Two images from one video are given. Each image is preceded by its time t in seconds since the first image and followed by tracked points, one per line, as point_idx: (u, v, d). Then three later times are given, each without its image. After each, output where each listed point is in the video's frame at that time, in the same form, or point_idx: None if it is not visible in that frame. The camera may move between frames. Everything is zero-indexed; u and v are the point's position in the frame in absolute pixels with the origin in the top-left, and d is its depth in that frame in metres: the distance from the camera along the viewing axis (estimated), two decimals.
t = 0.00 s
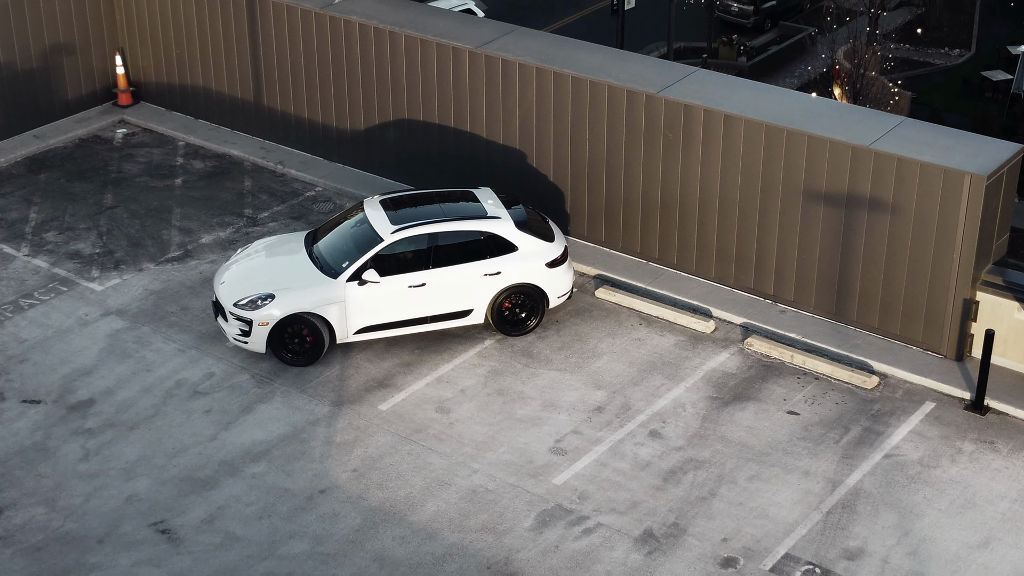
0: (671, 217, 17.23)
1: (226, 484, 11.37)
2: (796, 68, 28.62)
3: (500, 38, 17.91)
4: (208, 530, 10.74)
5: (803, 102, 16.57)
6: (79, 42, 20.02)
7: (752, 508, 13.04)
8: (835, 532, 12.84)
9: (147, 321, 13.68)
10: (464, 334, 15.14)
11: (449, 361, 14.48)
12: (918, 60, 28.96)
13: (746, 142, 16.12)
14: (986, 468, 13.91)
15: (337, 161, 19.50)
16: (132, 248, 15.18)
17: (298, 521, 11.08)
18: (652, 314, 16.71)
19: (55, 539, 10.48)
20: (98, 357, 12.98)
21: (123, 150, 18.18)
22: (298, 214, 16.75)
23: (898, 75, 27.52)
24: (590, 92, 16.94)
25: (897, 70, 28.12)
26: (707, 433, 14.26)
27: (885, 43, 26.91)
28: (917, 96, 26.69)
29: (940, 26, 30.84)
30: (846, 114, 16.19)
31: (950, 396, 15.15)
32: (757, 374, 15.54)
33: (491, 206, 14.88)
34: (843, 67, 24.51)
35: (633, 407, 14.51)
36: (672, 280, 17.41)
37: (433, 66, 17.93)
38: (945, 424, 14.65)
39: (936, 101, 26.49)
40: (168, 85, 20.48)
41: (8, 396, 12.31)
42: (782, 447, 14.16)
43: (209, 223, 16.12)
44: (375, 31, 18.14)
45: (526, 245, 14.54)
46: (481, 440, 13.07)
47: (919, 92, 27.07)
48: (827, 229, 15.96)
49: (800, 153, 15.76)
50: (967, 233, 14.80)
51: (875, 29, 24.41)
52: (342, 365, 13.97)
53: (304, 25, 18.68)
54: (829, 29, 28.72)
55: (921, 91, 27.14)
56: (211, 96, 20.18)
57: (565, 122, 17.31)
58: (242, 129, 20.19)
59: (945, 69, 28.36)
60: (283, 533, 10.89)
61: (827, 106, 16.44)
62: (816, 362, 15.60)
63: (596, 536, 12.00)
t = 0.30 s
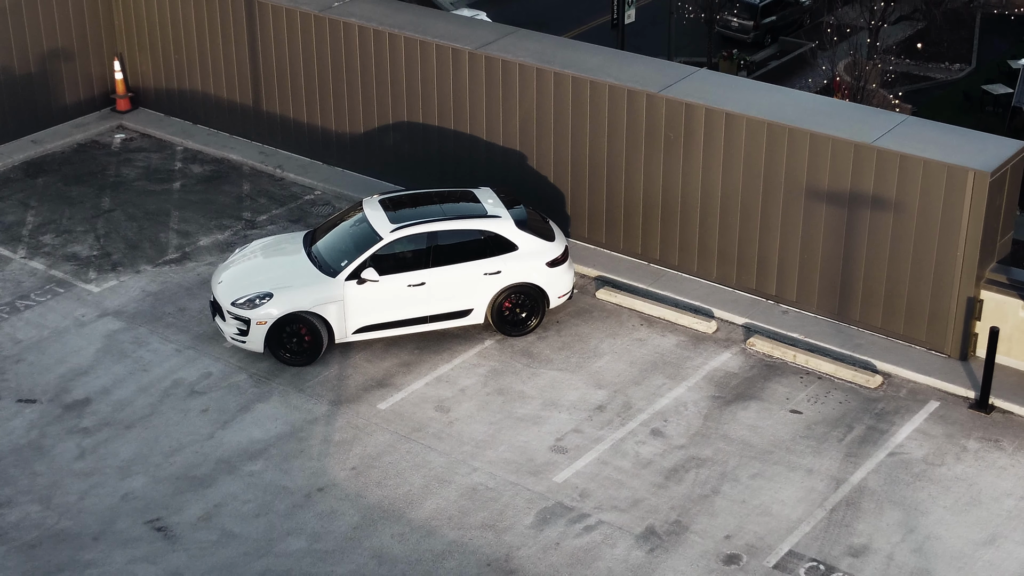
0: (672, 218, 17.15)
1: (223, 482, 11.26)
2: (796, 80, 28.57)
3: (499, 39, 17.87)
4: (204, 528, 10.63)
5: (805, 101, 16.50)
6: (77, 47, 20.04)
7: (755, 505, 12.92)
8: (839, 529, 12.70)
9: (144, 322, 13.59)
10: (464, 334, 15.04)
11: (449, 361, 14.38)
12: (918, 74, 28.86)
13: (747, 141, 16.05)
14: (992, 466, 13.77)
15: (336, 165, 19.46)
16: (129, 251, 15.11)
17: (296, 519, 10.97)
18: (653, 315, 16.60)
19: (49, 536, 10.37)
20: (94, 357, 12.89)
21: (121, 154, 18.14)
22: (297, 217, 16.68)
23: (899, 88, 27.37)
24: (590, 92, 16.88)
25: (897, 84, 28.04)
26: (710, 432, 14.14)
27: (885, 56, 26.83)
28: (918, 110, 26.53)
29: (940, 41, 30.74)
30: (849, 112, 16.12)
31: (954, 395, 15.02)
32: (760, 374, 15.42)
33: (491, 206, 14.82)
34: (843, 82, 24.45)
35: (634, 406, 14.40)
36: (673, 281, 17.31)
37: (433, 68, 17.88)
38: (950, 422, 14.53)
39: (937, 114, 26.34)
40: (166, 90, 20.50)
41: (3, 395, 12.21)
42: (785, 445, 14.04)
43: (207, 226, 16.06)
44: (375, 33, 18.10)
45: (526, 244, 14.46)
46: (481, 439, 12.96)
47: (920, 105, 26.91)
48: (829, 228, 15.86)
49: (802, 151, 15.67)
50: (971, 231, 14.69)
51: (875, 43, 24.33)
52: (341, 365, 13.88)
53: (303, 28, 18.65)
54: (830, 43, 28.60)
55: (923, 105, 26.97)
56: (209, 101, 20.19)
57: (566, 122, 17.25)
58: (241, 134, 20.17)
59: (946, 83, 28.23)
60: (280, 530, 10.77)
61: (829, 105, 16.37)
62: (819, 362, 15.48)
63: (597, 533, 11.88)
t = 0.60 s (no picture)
0: (674, 219, 17.06)
1: (220, 480, 11.14)
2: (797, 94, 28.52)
3: (500, 41, 17.83)
4: (201, 525, 10.51)
5: (808, 100, 16.42)
6: (76, 52, 20.05)
7: (759, 503, 12.78)
8: (844, 527, 12.56)
9: (142, 323, 13.50)
10: (464, 335, 14.94)
11: (449, 361, 14.28)
12: (919, 91, 28.80)
13: (750, 140, 15.96)
14: (998, 464, 13.63)
15: (335, 169, 19.40)
16: (128, 254, 15.03)
17: (295, 517, 10.84)
18: (656, 316, 16.49)
19: (44, 534, 10.25)
20: (91, 358, 12.80)
21: (120, 160, 18.10)
22: (296, 221, 16.61)
23: (900, 104, 27.20)
24: (591, 93, 16.82)
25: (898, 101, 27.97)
26: (713, 431, 14.01)
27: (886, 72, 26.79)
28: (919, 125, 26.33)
29: (940, 56, 30.61)
30: (852, 111, 16.04)
31: (959, 394, 14.89)
32: (763, 374, 15.30)
33: (492, 205, 14.75)
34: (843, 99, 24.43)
35: (637, 406, 14.27)
36: (675, 282, 17.21)
37: (433, 70, 17.83)
38: (956, 421, 14.39)
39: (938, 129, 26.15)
40: (165, 96, 20.48)
41: None
42: (790, 444, 13.91)
43: (206, 229, 15.98)
44: (374, 35, 18.06)
45: (526, 244, 14.37)
46: (482, 438, 12.84)
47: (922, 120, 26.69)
48: (833, 227, 15.75)
49: (805, 150, 15.58)
50: (976, 229, 14.57)
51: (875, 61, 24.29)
52: (340, 365, 13.78)
53: (303, 31, 18.61)
54: (830, 58, 28.43)
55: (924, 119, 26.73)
56: (209, 106, 20.16)
57: (567, 124, 17.19)
58: (240, 139, 20.13)
59: (945, 98, 28.15)
60: (278, 528, 10.65)
61: (832, 104, 16.29)
62: (823, 362, 15.36)
63: (599, 531, 11.74)
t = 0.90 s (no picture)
0: (676, 220, 16.96)
1: (217, 477, 11.03)
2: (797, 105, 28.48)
3: (500, 42, 17.78)
4: (198, 521, 10.39)
5: (810, 98, 16.35)
6: (74, 56, 20.04)
7: (762, 500, 12.65)
8: (849, 523, 12.42)
9: (139, 323, 13.42)
10: (464, 334, 14.83)
11: (448, 360, 14.17)
12: (919, 104, 28.71)
13: (752, 139, 15.88)
14: (1005, 461, 13.50)
15: (334, 173, 19.34)
16: (125, 255, 14.95)
17: (293, 513, 10.73)
18: (657, 316, 16.38)
19: (39, 530, 10.13)
20: (88, 357, 12.70)
21: (118, 164, 18.05)
22: (295, 223, 16.53)
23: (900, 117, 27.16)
24: (592, 92, 16.76)
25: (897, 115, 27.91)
26: (716, 429, 13.89)
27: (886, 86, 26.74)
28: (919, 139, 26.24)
29: (941, 70, 30.42)
30: (854, 108, 15.96)
31: (964, 393, 14.76)
32: (766, 373, 15.18)
33: (492, 204, 14.68)
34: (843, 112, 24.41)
35: (638, 404, 14.16)
36: (677, 283, 17.11)
37: (433, 71, 17.79)
38: (961, 419, 14.26)
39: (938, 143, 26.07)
40: (164, 101, 20.47)
41: None
42: (793, 442, 13.79)
43: (204, 231, 15.90)
44: (374, 37, 18.03)
45: (527, 242, 14.29)
46: (482, 436, 12.72)
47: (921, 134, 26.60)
48: (835, 225, 15.65)
49: (807, 147, 15.49)
50: (980, 225, 14.47)
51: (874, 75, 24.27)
52: (339, 364, 13.69)
53: (303, 34, 18.59)
54: (830, 72, 28.41)
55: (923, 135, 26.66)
56: (208, 110, 20.12)
57: (567, 124, 17.12)
58: (239, 143, 20.09)
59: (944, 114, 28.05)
60: (276, 524, 10.54)
61: (834, 102, 16.21)
62: (827, 361, 15.23)
63: (601, 527, 11.61)
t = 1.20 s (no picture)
0: (677, 220, 16.88)
1: (214, 473, 10.93)
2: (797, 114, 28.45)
3: (500, 43, 17.75)
4: (195, 517, 10.29)
5: (812, 97, 16.29)
6: (73, 61, 20.04)
7: (765, 496, 12.53)
8: (852, 519, 12.30)
9: (136, 323, 13.34)
10: (463, 333, 14.74)
11: (448, 359, 14.08)
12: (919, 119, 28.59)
13: (753, 137, 15.81)
14: (1009, 458, 13.38)
15: (333, 176, 19.29)
16: (122, 256, 14.89)
17: (290, 509, 10.63)
18: (659, 316, 16.28)
19: (33, 525, 10.04)
20: (84, 355, 12.63)
21: (116, 167, 18.01)
22: (293, 225, 16.47)
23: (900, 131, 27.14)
24: (592, 92, 16.71)
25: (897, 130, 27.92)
26: (718, 426, 13.78)
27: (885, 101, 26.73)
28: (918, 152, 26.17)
29: (941, 86, 30.30)
30: (856, 106, 15.90)
31: (968, 391, 14.64)
32: (768, 371, 15.07)
33: (492, 202, 14.62)
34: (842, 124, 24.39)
35: (639, 402, 14.06)
36: (678, 283, 17.01)
37: (433, 72, 17.75)
38: (965, 417, 14.14)
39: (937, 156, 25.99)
40: (162, 105, 20.46)
41: None
42: (796, 439, 13.68)
43: (202, 233, 15.83)
44: (373, 38, 18.01)
45: (526, 241, 14.21)
46: (482, 433, 12.62)
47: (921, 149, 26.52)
48: (838, 223, 15.56)
49: (809, 145, 15.42)
50: (983, 222, 14.37)
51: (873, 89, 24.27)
52: (337, 363, 13.60)
53: (302, 36, 18.57)
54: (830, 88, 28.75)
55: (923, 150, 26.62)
56: (207, 114, 20.10)
57: (568, 124, 17.07)
58: (238, 147, 20.06)
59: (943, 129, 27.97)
60: (273, 519, 10.43)
61: (836, 100, 16.15)
62: (830, 359, 15.13)
63: (602, 522, 11.50)
